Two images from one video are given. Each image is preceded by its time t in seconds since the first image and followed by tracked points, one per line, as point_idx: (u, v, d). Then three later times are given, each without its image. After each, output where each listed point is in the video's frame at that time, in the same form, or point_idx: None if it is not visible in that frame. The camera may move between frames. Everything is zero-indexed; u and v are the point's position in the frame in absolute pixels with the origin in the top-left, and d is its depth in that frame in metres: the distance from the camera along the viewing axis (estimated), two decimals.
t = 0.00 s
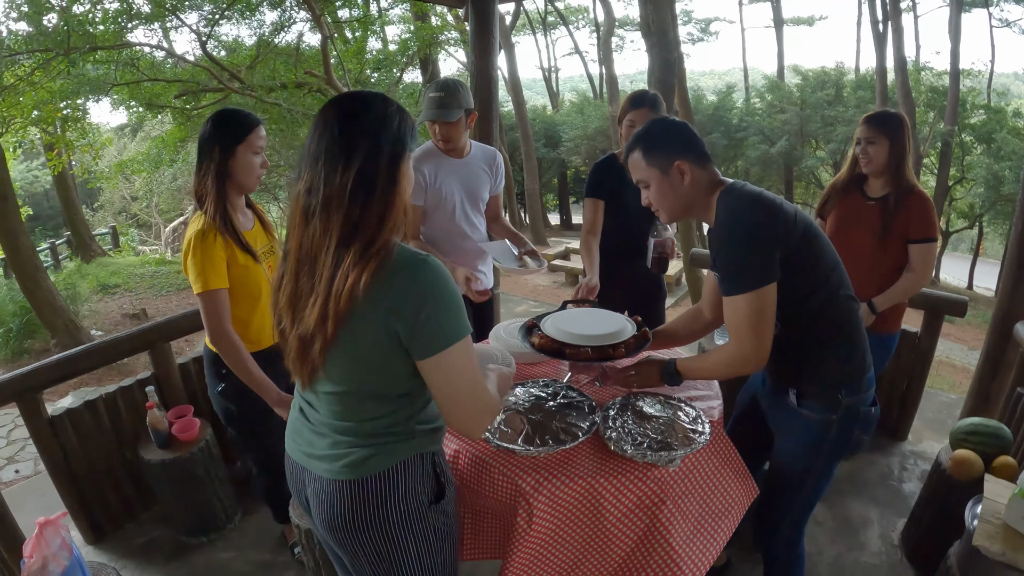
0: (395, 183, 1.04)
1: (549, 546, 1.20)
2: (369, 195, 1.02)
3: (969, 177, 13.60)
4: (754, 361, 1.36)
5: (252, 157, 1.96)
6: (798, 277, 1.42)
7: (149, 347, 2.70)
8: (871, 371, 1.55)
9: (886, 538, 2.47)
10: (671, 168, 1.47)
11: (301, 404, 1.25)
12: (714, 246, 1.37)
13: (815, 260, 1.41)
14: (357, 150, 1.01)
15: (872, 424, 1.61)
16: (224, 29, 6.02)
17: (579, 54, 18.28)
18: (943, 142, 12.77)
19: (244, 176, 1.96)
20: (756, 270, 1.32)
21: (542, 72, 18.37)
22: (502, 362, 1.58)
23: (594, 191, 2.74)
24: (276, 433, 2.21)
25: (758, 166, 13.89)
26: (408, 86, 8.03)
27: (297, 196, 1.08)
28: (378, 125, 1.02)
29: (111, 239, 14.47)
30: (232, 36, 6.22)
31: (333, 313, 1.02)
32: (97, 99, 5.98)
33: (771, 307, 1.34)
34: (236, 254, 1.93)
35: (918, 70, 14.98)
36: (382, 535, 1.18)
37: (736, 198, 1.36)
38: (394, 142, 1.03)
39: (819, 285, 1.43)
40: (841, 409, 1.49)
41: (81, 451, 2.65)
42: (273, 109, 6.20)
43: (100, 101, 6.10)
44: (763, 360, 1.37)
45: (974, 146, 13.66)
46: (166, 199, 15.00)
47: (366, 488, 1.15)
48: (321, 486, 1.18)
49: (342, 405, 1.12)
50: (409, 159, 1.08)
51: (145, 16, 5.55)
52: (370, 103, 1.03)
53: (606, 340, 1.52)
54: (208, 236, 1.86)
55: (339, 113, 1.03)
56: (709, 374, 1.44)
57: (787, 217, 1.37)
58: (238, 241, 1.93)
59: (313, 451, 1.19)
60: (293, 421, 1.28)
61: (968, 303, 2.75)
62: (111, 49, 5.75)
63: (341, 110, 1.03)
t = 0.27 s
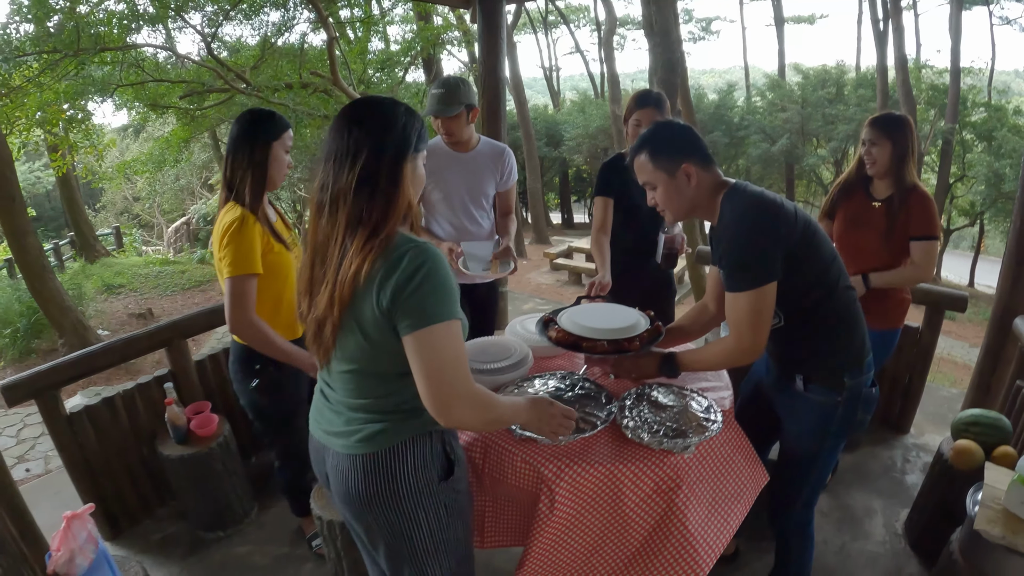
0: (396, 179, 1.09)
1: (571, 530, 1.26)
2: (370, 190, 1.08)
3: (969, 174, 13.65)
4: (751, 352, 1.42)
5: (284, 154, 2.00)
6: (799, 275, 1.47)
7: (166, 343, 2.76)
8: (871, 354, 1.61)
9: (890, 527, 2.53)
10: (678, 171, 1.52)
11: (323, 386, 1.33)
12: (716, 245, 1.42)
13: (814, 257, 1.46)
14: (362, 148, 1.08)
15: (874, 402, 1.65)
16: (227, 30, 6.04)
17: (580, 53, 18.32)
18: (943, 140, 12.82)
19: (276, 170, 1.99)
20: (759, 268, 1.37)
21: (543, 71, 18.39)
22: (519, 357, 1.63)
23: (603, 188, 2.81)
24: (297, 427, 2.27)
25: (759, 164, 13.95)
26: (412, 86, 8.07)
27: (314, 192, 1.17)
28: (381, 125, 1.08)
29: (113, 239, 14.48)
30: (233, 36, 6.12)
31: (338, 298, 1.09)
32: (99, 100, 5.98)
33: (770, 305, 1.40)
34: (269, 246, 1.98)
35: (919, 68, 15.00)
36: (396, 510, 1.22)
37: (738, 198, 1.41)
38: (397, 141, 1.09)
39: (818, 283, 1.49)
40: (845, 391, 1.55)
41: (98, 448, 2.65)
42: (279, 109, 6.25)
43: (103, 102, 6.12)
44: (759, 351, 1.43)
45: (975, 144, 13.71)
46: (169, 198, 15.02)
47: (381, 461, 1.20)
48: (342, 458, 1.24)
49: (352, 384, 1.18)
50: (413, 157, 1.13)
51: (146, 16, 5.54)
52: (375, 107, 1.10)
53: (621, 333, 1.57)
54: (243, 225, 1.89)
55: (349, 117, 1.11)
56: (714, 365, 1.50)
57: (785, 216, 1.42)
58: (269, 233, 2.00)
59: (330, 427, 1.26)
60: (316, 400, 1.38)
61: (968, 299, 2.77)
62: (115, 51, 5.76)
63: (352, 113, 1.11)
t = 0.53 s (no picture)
0: (401, 175, 1.12)
1: (586, 515, 1.30)
2: (376, 186, 1.12)
3: (974, 171, 13.65)
4: (755, 345, 1.46)
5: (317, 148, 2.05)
6: (803, 270, 1.50)
7: (182, 339, 2.80)
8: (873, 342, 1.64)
9: (894, 517, 2.57)
10: (687, 172, 1.56)
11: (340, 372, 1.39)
12: (723, 242, 1.46)
13: (819, 252, 1.50)
14: (369, 144, 1.12)
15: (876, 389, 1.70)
16: (232, 28, 6.08)
17: (584, 51, 18.33)
18: (948, 137, 12.81)
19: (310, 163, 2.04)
20: (762, 265, 1.41)
21: (547, 70, 18.41)
22: (532, 349, 1.68)
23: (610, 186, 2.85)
24: (313, 419, 2.32)
25: (763, 162, 13.97)
26: (417, 85, 8.11)
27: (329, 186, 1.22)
28: (388, 123, 1.11)
29: (119, 238, 14.54)
30: (238, 35, 6.21)
31: (346, 289, 1.14)
32: (104, 100, 6.02)
33: (775, 300, 1.43)
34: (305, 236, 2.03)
35: (923, 65, 14.99)
36: (409, 492, 1.26)
37: (745, 197, 1.45)
38: (403, 138, 1.12)
39: (823, 277, 1.52)
40: (848, 379, 1.59)
41: (115, 441, 2.70)
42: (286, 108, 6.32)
43: (108, 101, 6.15)
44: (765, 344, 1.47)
45: (979, 141, 13.71)
46: (174, 198, 15.08)
47: (395, 444, 1.24)
48: (356, 443, 1.28)
49: (362, 369, 1.23)
50: (421, 154, 1.15)
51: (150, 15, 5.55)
52: (385, 106, 1.13)
53: (632, 326, 1.62)
54: (283, 209, 1.94)
55: (360, 115, 1.15)
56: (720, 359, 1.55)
57: (790, 213, 1.45)
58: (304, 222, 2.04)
59: (343, 411, 1.32)
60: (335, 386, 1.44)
61: (971, 294, 2.83)
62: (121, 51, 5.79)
63: (363, 111, 1.15)
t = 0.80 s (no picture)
0: (395, 177, 1.15)
1: (583, 504, 1.34)
2: (369, 188, 1.15)
3: (977, 169, 13.64)
4: (745, 337, 1.51)
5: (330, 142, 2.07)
6: (794, 265, 1.55)
7: (190, 335, 2.86)
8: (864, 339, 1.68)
9: (891, 511, 2.61)
10: (684, 168, 1.61)
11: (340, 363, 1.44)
12: (716, 236, 1.51)
13: (810, 247, 1.54)
14: (364, 147, 1.14)
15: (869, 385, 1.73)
16: (238, 30, 6.14)
17: (586, 49, 18.35)
18: (951, 135, 12.80)
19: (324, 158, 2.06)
20: (753, 260, 1.45)
21: (550, 68, 18.44)
22: (533, 343, 1.73)
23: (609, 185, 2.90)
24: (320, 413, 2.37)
25: (766, 160, 13.99)
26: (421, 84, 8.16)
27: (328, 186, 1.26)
28: (382, 125, 1.14)
29: (124, 237, 14.62)
30: (243, 36, 6.26)
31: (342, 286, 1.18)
32: (110, 99, 6.08)
33: (766, 293, 1.48)
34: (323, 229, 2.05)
35: (926, 63, 14.95)
36: (409, 480, 1.31)
37: (738, 193, 1.50)
38: (395, 140, 1.14)
39: (814, 272, 1.56)
40: (838, 372, 1.63)
41: (124, 436, 2.75)
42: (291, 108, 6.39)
43: (112, 101, 6.21)
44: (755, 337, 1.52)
45: (982, 139, 13.69)
46: (179, 197, 15.16)
47: (394, 434, 1.29)
48: (355, 434, 1.32)
49: (360, 362, 1.28)
50: (415, 157, 1.18)
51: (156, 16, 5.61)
52: (380, 108, 1.16)
53: (630, 321, 1.66)
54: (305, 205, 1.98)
55: (356, 117, 1.17)
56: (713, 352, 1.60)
57: (782, 209, 1.50)
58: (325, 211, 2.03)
59: (342, 402, 1.37)
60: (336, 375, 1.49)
61: (967, 291, 2.86)
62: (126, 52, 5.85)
63: (359, 113, 1.18)
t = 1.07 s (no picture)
0: (397, 178, 1.17)
1: (580, 496, 1.37)
2: (371, 187, 1.17)
3: (980, 169, 13.64)
4: (740, 331, 1.53)
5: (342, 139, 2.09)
6: (789, 259, 1.57)
7: (195, 332, 2.89)
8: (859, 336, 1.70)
9: (889, 508, 2.63)
10: (685, 162, 1.63)
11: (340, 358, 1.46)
12: (712, 232, 1.53)
13: (805, 242, 1.57)
14: (366, 147, 1.16)
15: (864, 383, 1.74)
16: (242, 30, 6.19)
17: (589, 49, 18.36)
18: (954, 135, 12.78)
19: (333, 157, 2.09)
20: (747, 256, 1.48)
21: (553, 68, 18.46)
22: (533, 338, 1.76)
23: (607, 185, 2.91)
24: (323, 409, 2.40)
25: (769, 159, 13.99)
26: (424, 83, 8.18)
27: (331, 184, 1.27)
28: (387, 126, 1.16)
29: (128, 236, 14.66)
30: (247, 36, 6.29)
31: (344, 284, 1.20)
32: (115, 99, 6.10)
33: (760, 289, 1.51)
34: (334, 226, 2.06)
35: (929, 63, 14.94)
36: (410, 473, 1.34)
37: (736, 189, 1.52)
38: (399, 139, 1.16)
39: (810, 267, 1.59)
40: (831, 368, 1.65)
41: (130, 431, 2.79)
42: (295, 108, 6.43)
43: (116, 100, 6.24)
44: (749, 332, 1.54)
45: (986, 139, 13.67)
46: (182, 196, 15.21)
47: (396, 428, 1.32)
48: (355, 428, 1.35)
49: (360, 358, 1.30)
50: (416, 158, 1.20)
51: (161, 17, 5.64)
52: (385, 108, 1.18)
53: (628, 316, 1.69)
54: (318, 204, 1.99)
55: (361, 116, 1.19)
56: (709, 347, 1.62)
57: (778, 205, 1.52)
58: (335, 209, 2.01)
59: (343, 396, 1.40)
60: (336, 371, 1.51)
61: (967, 289, 2.86)
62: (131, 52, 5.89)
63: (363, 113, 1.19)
